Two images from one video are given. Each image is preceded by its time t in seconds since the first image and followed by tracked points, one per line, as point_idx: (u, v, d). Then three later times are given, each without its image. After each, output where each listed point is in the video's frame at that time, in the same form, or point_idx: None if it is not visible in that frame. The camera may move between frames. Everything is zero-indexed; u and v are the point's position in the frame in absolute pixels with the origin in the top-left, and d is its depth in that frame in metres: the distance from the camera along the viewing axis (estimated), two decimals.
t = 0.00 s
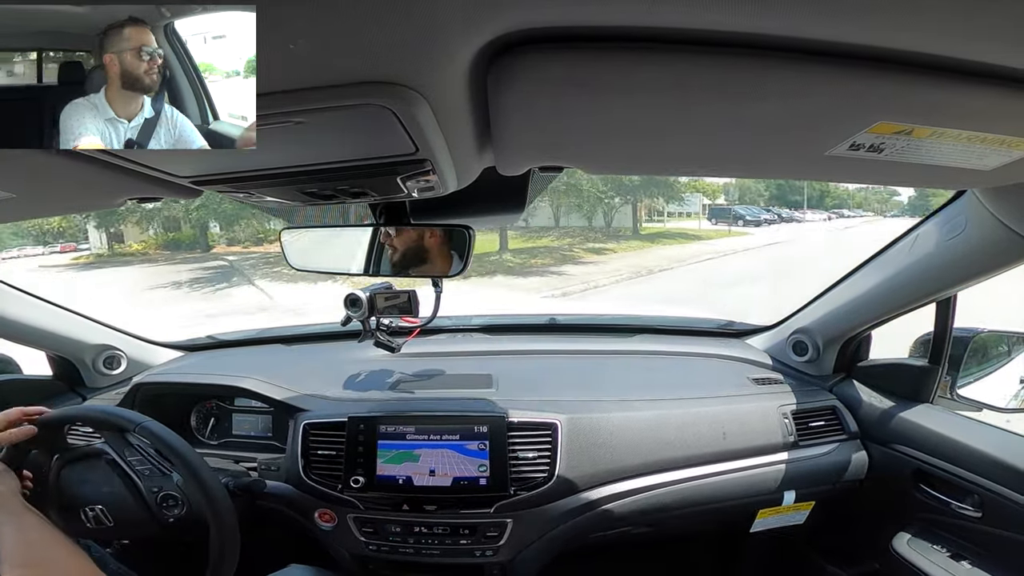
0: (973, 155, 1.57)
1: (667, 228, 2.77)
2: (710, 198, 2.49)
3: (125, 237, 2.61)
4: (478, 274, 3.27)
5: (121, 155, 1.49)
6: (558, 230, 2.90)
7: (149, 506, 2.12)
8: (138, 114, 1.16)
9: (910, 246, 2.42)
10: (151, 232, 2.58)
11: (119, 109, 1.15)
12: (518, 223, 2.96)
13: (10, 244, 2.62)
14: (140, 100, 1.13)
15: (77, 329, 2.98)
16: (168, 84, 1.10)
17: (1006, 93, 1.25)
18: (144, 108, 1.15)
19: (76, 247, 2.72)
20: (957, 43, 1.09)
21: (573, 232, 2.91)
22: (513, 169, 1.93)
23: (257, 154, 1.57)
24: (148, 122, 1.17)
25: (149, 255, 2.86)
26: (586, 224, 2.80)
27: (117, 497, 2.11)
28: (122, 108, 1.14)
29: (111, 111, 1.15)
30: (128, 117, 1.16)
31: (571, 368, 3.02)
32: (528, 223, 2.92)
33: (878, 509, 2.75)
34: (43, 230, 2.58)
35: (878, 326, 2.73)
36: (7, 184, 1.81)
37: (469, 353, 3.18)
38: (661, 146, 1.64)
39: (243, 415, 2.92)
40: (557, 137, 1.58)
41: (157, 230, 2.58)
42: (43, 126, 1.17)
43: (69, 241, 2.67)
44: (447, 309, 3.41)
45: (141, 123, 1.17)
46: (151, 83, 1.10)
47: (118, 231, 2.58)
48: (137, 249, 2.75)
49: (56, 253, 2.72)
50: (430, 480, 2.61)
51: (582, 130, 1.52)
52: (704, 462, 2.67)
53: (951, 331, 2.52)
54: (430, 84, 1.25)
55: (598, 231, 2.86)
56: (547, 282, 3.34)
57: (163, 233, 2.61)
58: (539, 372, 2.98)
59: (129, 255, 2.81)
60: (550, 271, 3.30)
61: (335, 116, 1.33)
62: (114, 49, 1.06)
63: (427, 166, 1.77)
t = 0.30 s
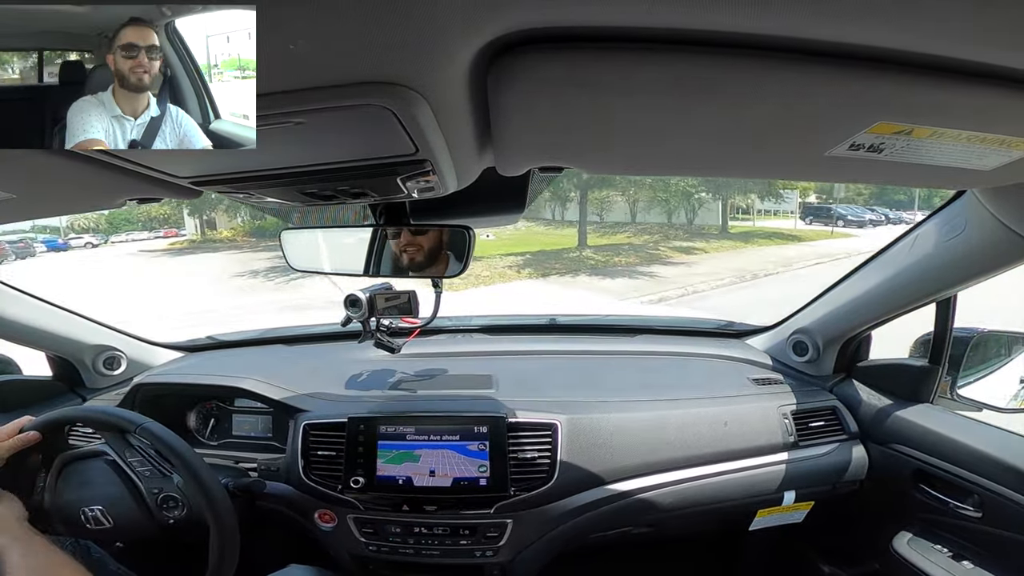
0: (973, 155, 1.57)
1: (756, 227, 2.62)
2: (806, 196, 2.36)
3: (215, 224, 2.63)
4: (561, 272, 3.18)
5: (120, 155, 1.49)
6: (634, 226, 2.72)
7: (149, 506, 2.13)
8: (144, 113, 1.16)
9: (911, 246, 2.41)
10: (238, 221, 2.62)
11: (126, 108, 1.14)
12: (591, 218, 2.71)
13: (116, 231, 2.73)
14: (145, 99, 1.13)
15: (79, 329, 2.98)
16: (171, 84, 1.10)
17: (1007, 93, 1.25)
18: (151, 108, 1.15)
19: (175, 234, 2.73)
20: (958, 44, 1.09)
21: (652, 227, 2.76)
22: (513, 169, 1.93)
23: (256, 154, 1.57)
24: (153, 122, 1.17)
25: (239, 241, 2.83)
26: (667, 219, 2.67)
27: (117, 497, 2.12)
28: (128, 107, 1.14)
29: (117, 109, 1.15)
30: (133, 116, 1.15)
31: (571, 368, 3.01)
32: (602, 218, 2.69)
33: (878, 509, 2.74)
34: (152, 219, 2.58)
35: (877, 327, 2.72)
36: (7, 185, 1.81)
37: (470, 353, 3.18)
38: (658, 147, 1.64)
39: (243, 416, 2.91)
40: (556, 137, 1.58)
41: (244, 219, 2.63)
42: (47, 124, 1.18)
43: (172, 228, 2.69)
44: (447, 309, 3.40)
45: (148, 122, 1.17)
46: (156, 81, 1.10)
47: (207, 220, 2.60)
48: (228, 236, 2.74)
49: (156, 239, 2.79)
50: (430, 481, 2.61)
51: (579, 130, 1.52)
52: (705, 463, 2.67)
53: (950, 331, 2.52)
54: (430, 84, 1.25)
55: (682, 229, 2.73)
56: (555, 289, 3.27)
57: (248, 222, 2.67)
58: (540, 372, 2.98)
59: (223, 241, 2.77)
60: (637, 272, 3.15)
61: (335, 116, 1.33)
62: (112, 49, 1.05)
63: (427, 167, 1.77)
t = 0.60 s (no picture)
0: (971, 155, 1.57)
1: (850, 227, 2.50)
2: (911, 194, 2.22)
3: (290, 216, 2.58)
4: (642, 274, 3.12)
5: (119, 155, 1.49)
6: (710, 226, 2.66)
7: (145, 508, 2.10)
8: (146, 112, 1.16)
9: (909, 246, 2.41)
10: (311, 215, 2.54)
11: (128, 108, 1.15)
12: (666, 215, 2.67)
13: (205, 220, 2.51)
14: (147, 98, 1.13)
15: (77, 329, 2.97)
16: (173, 82, 1.10)
17: (1006, 93, 1.25)
18: (153, 107, 1.15)
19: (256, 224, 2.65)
20: (957, 44, 1.09)
21: (733, 227, 2.67)
22: (513, 169, 1.92)
23: (254, 154, 1.57)
24: (156, 120, 1.18)
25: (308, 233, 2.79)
26: (748, 218, 2.58)
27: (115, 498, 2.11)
28: (128, 107, 1.15)
29: (118, 110, 1.15)
30: (134, 115, 1.16)
31: (569, 368, 3.01)
32: (676, 217, 2.66)
33: (877, 509, 2.75)
34: (232, 211, 2.46)
35: (875, 327, 2.73)
36: (4, 184, 1.80)
37: (468, 353, 3.18)
38: (655, 147, 1.64)
39: (242, 416, 2.91)
40: (554, 138, 1.58)
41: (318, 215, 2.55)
42: (48, 125, 1.17)
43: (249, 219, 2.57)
44: (446, 309, 3.40)
45: (149, 120, 1.18)
46: (156, 80, 1.10)
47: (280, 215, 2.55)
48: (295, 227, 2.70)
49: (240, 229, 2.66)
50: (429, 481, 2.61)
51: (577, 131, 1.52)
52: (704, 463, 2.67)
53: (948, 330, 2.53)
54: (428, 84, 1.25)
55: (768, 228, 2.65)
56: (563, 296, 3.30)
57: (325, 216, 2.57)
58: (538, 372, 2.98)
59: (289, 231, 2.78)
60: (734, 276, 3.05)
61: (335, 116, 1.33)
62: (110, 50, 1.05)
63: (426, 166, 1.76)
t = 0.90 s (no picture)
0: (968, 155, 1.58)
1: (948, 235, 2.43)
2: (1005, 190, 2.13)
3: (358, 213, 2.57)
4: (734, 278, 3.01)
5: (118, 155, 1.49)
6: (796, 225, 2.56)
7: (146, 509, 2.09)
8: (142, 112, 1.16)
9: (910, 246, 2.41)
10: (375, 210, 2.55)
11: (124, 108, 1.15)
12: (737, 214, 2.57)
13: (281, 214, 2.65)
14: (144, 99, 1.14)
15: (77, 330, 2.97)
16: (172, 81, 1.10)
17: (1004, 94, 1.25)
18: (149, 107, 1.15)
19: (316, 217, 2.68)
20: (954, 44, 1.10)
21: (820, 228, 2.55)
22: (513, 170, 1.92)
23: (253, 155, 1.57)
24: (152, 119, 1.17)
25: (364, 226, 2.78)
26: (840, 219, 2.46)
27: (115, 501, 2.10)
28: (125, 106, 1.15)
29: (114, 109, 1.15)
30: (131, 116, 1.16)
31: (569, 369, 3.01)
32: (758, 216, 2.56)
33: (877, 509, 2.75)
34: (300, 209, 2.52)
35: (875, 327, 2.73)
36: (3, 185, 1.80)
37: (468, 354, 3.18)
38: (652, 147, 1.64)
39: (241, 416, 2.92)
40: (552, 138, 1.58)
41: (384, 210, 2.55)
42: (47, 124, 1.18)
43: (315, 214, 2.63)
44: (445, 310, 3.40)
45: (144, 120, 1.17)
46: (154, 83, 1.10)
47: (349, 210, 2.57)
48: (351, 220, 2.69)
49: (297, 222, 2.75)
50: (429, 482, 2.60)
51: (575, 131, 1.52)
52: (705, 463, 2.66)
53: (947, 331, 2.53)
54: (427, 85, 1.25)
55: (863, 230, 2.50)
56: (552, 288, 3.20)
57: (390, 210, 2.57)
58: (537, 373, 2.98)
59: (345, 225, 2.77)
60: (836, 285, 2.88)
61: (334, 116, 1.33)
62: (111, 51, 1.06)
63: (425, 167, 1.76)
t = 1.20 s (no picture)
0: (970, 157, 1.57)
1: None
2: None
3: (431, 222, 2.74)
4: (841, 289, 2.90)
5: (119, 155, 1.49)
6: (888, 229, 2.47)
7: (146, 509, 2.09)
8: (141, 112, 1.17)
9: (909, 246, 2.42)
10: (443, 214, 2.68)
11: (123, 108, 1.16)
12: (822, 215, 2.55)
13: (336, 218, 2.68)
14: (143, 99, 1.14)
15: (79, 329, 2.98)
16: (172, 81, 1.10)
17: (1006, 94, 1.25)
18: (148, 107, 1.16)
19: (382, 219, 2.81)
20: (956, 44, 1.09)
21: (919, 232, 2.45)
22: (515, 170, 1.92)
23: (253, 154, 1.57)
24: (151, 120, 1.18)
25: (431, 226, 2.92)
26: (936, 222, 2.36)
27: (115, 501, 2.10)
28: (124, 106, 1.15)
29: (113, 111, 1.16)
30: (130, 116, 1.17)
31: (570, 369, 3.02)
32: (837, 216, 2.52)
33: (877, 511, 2.74)
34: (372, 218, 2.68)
35: (876, 328, 2.73)
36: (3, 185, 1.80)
37: (468, 354, 3.19)
38: (651, 147, 1.63)
39: (241, 416, 2.93)
40: (553, 138, 1.58)
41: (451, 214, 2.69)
42: (47, 124, 1.18)
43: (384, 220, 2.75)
44: (445, 310, 3.41)
45: (143, 121, 1.18)
46: (154, 83, 1.11)
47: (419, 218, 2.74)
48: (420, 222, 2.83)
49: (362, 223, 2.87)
50: (429, 482, 2.60)
51: (575, 131, 1.52)
52: (705, 464, 2.66)
53: (948, 333, 2.54)
54: (427, 84, 1.25)
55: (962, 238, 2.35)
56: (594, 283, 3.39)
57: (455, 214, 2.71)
58: (538, 373, 2.99)
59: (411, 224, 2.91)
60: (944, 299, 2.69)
61: (334, 116, 1.33)
62: (112, 52, 1.06)
63: (426, 167, 1.76)
